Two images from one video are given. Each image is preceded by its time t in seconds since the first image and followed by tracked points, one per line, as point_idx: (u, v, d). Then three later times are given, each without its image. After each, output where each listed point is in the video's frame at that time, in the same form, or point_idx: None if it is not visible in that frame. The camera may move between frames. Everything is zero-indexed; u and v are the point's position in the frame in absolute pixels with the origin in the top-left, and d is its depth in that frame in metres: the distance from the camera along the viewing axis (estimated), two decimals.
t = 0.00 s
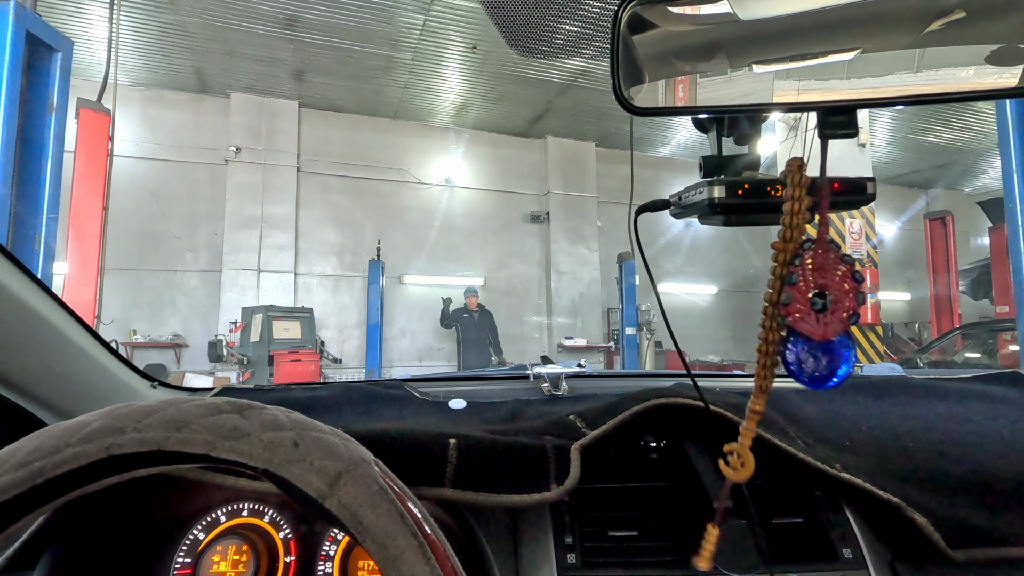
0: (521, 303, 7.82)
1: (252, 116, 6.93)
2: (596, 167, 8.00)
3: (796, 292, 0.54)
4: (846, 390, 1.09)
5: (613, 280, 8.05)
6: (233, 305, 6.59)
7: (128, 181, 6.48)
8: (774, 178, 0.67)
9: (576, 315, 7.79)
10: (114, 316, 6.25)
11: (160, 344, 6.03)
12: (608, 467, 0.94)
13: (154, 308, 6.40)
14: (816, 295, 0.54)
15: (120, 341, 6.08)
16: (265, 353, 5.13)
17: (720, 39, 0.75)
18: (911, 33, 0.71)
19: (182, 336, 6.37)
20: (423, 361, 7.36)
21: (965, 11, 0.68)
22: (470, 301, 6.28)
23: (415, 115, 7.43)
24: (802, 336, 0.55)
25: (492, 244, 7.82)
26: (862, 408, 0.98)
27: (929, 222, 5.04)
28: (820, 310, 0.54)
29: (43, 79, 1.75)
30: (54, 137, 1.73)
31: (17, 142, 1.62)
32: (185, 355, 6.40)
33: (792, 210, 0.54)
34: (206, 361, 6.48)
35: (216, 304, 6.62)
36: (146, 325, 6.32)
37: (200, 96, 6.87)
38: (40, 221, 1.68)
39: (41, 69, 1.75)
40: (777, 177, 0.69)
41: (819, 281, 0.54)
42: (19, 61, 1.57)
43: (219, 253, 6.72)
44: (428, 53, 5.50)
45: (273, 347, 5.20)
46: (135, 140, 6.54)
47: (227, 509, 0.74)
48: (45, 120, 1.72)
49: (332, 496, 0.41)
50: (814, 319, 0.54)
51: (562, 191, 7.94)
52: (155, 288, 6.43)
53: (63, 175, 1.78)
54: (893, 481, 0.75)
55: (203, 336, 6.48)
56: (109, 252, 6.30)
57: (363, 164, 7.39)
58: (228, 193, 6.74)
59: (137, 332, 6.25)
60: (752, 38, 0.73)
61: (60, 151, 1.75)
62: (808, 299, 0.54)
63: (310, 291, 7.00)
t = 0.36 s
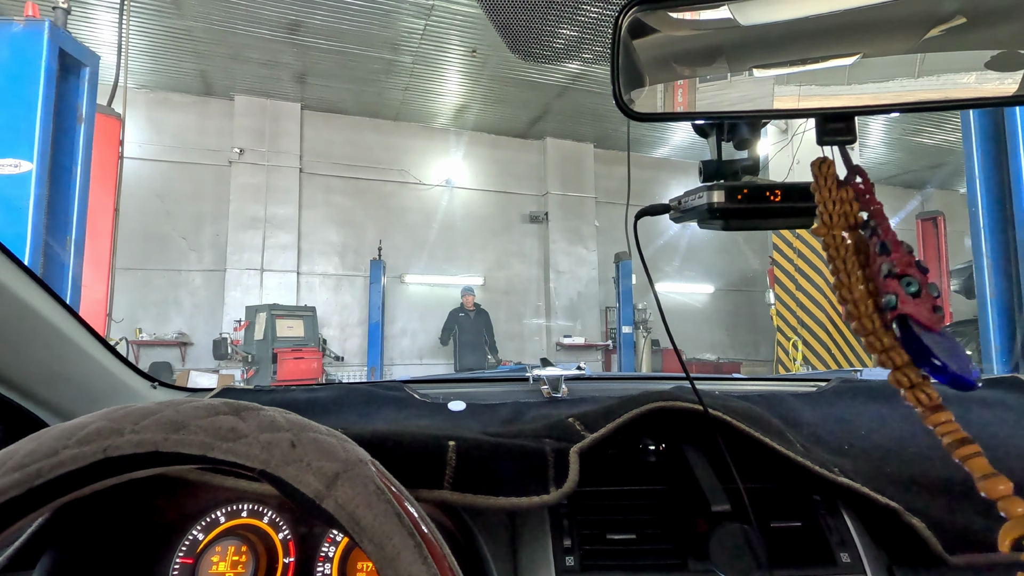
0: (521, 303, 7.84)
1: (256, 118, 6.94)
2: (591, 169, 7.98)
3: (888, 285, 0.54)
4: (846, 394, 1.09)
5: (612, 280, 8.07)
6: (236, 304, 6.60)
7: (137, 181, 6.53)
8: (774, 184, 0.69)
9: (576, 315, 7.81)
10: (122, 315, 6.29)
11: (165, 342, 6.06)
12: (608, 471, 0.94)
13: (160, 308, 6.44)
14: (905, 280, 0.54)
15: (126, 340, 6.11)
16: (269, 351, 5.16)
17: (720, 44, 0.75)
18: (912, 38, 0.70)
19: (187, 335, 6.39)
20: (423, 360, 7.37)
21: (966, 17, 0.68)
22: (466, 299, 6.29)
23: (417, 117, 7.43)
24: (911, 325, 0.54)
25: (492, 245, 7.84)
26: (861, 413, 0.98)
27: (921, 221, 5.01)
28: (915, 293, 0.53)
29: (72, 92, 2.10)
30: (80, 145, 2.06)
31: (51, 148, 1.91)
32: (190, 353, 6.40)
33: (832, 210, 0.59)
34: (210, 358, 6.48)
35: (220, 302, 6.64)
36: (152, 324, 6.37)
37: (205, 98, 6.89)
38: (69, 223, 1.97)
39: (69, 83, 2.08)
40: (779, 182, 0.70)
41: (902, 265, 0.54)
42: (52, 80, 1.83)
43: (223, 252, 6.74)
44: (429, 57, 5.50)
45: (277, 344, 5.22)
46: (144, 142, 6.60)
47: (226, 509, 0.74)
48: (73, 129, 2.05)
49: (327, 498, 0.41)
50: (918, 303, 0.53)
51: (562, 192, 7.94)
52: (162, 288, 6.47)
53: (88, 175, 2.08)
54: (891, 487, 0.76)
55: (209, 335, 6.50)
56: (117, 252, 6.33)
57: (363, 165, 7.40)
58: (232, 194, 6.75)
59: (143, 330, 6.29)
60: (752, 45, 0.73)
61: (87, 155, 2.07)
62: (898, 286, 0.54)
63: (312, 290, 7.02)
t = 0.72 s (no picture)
0: (521, 302, 7.86)
1: (258, 118, 6.94)
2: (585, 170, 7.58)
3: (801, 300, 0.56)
4: (846, 395, 1.10)
5: (611, 279, 8.07)
6: (237, 303, 6.61)
7: (139, 182, 6.55)
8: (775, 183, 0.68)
9: (576, 314, 7.82)
10: (124, 314, 6.30)
11: (167, 341, 6.07)
12: (608, 472, 0.94)
13: (162, 307, 6.44)
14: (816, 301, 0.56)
15: (128, 339, 6.11)
16: (270, 350, 5.14)
17: (721, 45, 0.75)
18: (911, 39, 0.70)
19: (189, 334, 6.40)
20: (424, 358, 7.37)
21: (966, 17, 0.67)
22: (467, 299, 6.27)
23: (416, 117, 7.42)
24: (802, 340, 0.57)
25: (492, 244, 7.86)
26: (861, 414, 0.98)
27: (919, 222, 5.07)
28: (818, 315, 0.55)
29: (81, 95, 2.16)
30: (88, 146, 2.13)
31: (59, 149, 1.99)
32: (191, 352, 6.41)
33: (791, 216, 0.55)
34: (212, 358, 6.49)
35: (221, 301, 6.65)
36: (153, 323, 6.37)
37: (206, 98, 6.85)
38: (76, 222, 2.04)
39: (79, 86, 2.15)
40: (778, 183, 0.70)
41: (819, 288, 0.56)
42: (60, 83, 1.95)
43: (224, 252, 6.74)
44: (428, 58, 5.45)
45: (277, 343, 5.21)
46: (146, 142, 6.62)
47: (226, 511, 0.74)
48: (81, 132, 2.12)
49: (326, 500, 0.41)
50: (814, 324, 0.56)
51: (562, 192, 7.92)
52: (163, 287, 6.48)
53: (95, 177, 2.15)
54: (894, 489, 0.75)
55: (211, 334, 6.51)
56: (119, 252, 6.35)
57: (363, 164, 7.41)
58: (232, 194, 6.76)
59: (145, 329, 6.29)
60: (752, 46, 0.73)
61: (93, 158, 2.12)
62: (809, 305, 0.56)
63: (312, 289, 7.02)
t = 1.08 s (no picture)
0: (521, 301, 7.86)
1: (258, 118, 6.93)
2: (585, 169, 7.61)
3: (845, 289, 0.48)
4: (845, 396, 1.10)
5: (611, 278, 8.06)
6: (238, 302, 6.62)
7: (140, 181, 6.55)
8: (774, 184, 0.68)
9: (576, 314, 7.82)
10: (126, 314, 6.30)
11: (168, 340, 6.07)
12: (607, 473, 0.94)
13: (163, 306, 6.44)
14: (877, 288, 0.46)
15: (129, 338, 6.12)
16: (271, 349, 5.14)
17: (721, 45, 0.75)
18: (912, 40, 0.70)
19: (190, 333, 6.41)
20: (424, 357, 7.38)
21: (966, 18, 0.67)
22: (479, 298, 6.27)
23: (416, 117, 7.41)
24: (872, 342, 0.47)
25: (492, 243, 7.86)
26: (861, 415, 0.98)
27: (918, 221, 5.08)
28: (885, 303, 0.45)
29: (86, 97, 2.17)
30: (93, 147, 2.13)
31: (65, 151, 2.00)
32: (191, 351, 6.42)
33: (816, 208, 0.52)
34: (212, 357, 6.50)
35: (222, 300, 6.66)
36: (154, 322, 6.37)
37: (206, 98, 6.84)
38: (82, 223, 2.05)
39: (82, 88, 2.15)
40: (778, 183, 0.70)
41: (877, 272, 0.47)
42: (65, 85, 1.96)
43: (225, 252, 6.75)
44: (429, 57, 5.49)
45: (278, 342, 5.20)
46: (146, 142, 6.62)
47: (225, 512, 0.74)
48: (85, 134, 2.12)
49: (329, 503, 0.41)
50: (882, 315, 0.46)
51: (562, 191, 7.91)
52: (164, 287, 6.49)
53: (100, 178, 2.16)
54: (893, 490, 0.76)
55: (211, 333, 6.51)
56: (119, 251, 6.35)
57: (363, 164, 7.42)
58: (233, 193, 6.76)
59: (146, 328, 6.29)
60: (753, 46, 0.73)
61: (98, 159, 2.14)
62: (868, 293, 0.47)
63: (313, 288, 7.02)
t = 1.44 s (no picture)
0: (521, 300, 7.86)
1: (258, 117, 6.93)
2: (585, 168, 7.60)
3: (799, 298, 0.54)
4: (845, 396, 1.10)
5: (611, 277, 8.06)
6: (238, 301, 6.62)
7: (140, 180, 6.55)
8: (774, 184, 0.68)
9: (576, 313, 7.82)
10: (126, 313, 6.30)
11: (168, 340, 6.06)
12: (608, 473, 0.94)
13: (163, 305, 6.44)
14: (821, 302, 0.53)
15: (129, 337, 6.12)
16: (271, 347, 5.13)
17: (721, 44, 0.75)
18: (912, 39, 0.70)
19: (190, 332, 6.41)
20: (424, 356, 7.38)
21: (966, 17, 0.67)
22: (484, 298, 6.23)
23: (416, 116, 7.41)
24: (804, 347, 0.54)
25: (492, 242, 7.86)
26: (861, 415, 0.98)
27: (918, 219, 5.08)
28: (823, 317, 0.53)
29: (85, 95, 2.17)
30: (92, 146, 2.13)
31: (64, 150, 2.00)
32: (192, 350, 6.42)
33: (791, 215, 0.56)
34: (213, 356, 6.50)
35: (222, 299, 6.66)
36: (154, 322, 6.37)
37: (206, 97, 6.84)
38: (81, 222, 2.05)
39: (81, 86, 2.14)
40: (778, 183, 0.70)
41: (823, 289, 0.53)
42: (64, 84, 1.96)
43: (225, 251, 6.74)
44: (429, 56, 5.48)
45: (278, 342, 5.20)
46: (146, 142, 6.61)
47: (224, 512, 0.74)
48: (84, 133, 2.11)
49: (328, 503, 0.41)
50: (816, 326, 0.53)
51: (561, 190, 7.91)
52: (164, 286, 6.49)
53: (99, 177, 2.16)
54: (893, 490, 0.76)
55: (211, 332, 6.51)
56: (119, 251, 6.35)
57: (363, 163, 7.41)
58: (233, 192, 6.76)
59: (146, 328, 6.29)
60: (753, 46, 0.73)
61: (97, 158, 2.13)
62: (812, 305, 0.53)
63: (313, 287, 7.03)
